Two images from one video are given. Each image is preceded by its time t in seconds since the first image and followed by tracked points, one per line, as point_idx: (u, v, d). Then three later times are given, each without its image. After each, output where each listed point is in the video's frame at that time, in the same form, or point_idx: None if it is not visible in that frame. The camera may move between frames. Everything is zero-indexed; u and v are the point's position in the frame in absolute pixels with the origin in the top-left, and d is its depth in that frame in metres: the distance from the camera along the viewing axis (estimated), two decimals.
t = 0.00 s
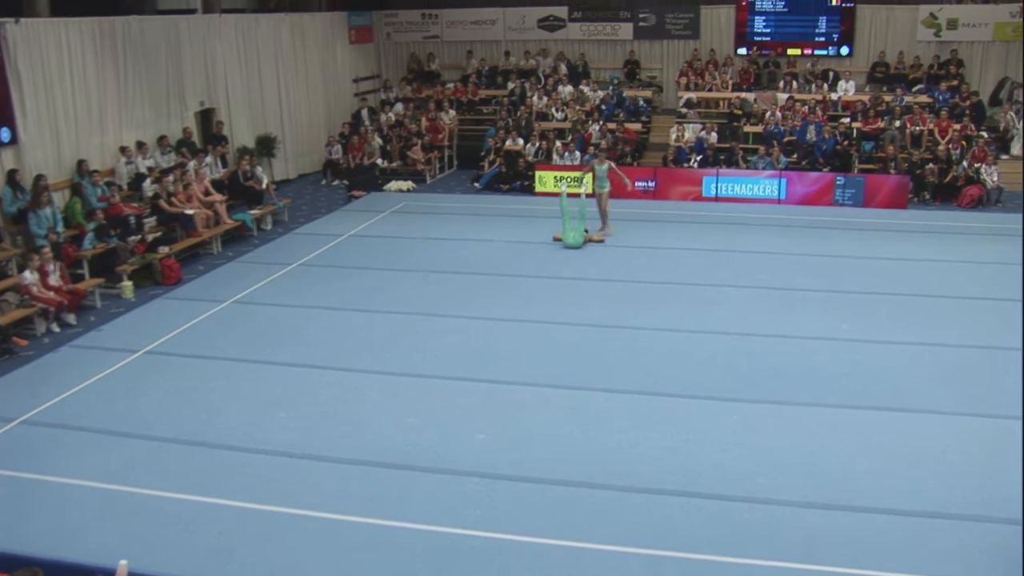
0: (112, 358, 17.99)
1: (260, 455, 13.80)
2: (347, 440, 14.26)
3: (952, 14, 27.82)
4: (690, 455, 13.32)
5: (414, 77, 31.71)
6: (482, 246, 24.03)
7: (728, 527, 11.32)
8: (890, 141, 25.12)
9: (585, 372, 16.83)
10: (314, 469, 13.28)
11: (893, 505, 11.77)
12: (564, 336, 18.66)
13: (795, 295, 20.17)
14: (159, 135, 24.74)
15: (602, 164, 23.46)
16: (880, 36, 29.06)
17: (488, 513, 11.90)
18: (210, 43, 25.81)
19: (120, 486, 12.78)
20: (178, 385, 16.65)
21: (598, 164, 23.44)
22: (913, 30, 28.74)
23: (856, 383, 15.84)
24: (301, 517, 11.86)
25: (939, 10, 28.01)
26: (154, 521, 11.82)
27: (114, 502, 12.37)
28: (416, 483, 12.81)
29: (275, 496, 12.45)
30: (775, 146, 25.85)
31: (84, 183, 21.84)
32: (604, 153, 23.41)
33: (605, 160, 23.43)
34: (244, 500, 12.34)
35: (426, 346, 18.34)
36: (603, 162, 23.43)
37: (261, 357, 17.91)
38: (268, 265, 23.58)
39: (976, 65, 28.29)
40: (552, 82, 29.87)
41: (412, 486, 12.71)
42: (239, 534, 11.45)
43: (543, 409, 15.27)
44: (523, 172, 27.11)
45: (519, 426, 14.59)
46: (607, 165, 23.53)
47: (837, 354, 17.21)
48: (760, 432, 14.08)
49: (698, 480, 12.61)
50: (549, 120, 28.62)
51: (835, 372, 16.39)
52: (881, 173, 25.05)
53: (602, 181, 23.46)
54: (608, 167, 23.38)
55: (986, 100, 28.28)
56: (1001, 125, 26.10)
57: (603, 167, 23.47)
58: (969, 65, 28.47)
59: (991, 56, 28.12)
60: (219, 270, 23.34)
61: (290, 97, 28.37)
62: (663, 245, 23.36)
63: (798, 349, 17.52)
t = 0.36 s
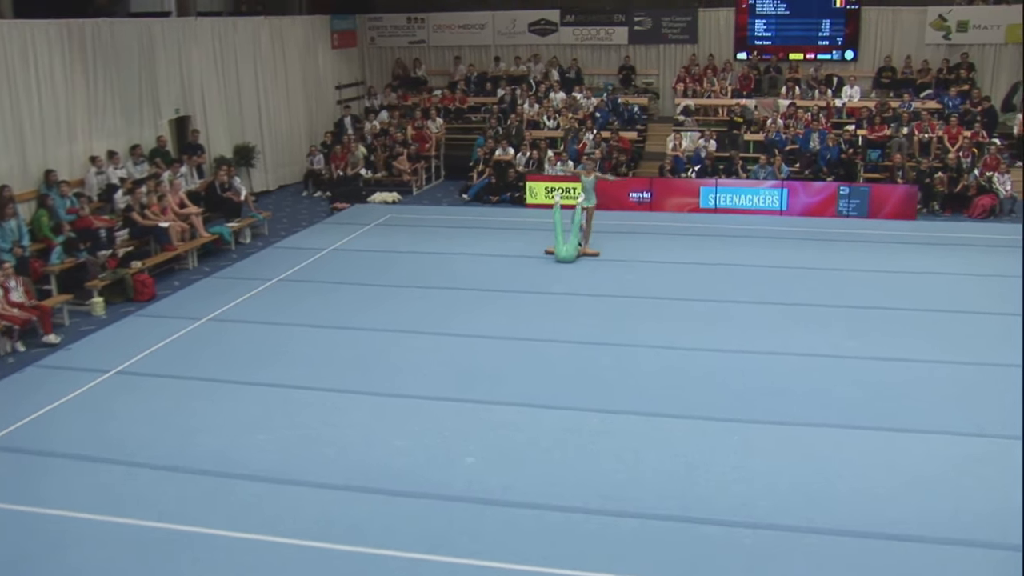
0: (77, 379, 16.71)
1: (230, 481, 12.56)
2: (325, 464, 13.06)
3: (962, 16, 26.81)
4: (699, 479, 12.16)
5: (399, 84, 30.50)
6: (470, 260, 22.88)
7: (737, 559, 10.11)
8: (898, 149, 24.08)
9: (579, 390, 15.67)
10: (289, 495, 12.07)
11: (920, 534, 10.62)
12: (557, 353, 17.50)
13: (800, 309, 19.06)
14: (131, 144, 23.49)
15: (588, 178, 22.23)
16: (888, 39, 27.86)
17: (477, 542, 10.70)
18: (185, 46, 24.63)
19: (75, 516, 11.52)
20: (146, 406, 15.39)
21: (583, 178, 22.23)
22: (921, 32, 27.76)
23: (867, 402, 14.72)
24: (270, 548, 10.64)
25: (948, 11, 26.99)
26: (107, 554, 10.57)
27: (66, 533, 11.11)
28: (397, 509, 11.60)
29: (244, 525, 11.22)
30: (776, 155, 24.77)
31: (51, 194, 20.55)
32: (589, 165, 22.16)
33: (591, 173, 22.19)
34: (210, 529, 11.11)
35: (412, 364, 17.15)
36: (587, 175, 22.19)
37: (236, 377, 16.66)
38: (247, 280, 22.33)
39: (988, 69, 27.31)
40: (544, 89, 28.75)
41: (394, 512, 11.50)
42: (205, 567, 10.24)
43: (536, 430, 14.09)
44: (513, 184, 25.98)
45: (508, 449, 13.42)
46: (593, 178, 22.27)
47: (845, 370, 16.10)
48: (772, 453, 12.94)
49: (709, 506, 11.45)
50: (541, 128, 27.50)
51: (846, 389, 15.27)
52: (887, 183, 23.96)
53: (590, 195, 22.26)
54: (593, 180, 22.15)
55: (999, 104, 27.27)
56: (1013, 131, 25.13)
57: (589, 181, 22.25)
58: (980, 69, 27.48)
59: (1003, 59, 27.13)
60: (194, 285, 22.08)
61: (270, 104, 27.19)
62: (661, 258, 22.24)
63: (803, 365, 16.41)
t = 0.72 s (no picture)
0: (26, 402, 15.32)
1: (188, 510, 11.25)
2: (294, 490, 11.76)
3: (966, 16, 25.89)
4: (708, 504, 10.94)
5: (375, 89, 29.19)
6: (451, 273, 21.61)
7: None
8: (899, 155, 22.99)
9: (569, 409, 14.42)
10: (251, 525, 10.77)
11: (956, 564, 9.45)
12: (545, 370, 16.26)
13: (802, 323, 17.88)
14: (90, 152, 22.05)
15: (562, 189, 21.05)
16: (889, 40, 27.07)
17: None
18: (148, 49, 23.26)
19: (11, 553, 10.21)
20: (100, 430, 14.03)
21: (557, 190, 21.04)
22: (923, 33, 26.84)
23: (881, 419, 13.53)
24: None
25: (951, 10, 26.12)
26: None
27: None
28: (372, 539, 10.35)
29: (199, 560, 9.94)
30: (771, 162, 23.62)
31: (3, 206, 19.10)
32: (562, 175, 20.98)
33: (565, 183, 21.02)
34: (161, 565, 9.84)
35: (389, 383, 15.86)
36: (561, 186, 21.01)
37: (200, 399, 15.32)
38: (215, 296, 20.97)
39: (993, 71, 26.35)
40: (527, 94, 27.53)
41: (368, 544, 10.24)
42: None
43: (526, 451, 12.84)
44: (496, 194, 24.73)
45: (494, 472, 12.15)
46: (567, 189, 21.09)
47: (855, 386, 14.92)
48: (787, 475, 11.73)
49: (723, 531, 10.24)
50: (524, 136, 26.24)
51: (858, 406, 14.08)
52: (888, 190, 22.85)
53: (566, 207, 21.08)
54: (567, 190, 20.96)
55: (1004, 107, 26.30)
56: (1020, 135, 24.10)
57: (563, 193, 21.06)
58: (985, 71, 26.53)
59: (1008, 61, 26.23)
60: (159, 302, 20.72)
61: (238, 110, 25.84)
62: (652, 271, 21.04)
63: (810, 381, 15.22)
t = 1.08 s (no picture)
0: None
1: (139, 541, 10.00)
2: (259, 521, 10.50)
3: (978, 15, 24.97)
4: (723, 535, 9.74)
5: (355, 93, 27.98)
6: (435, 287, 20.39)
7: None
8: (907, 161, 21.89)
9: (563, 430, 13.21)
10: (208, 563, 9.51)
11: None
12: (537, 389, 15.04)
13: (809, 338, 16.70)
14: (53, 160, 20.67)
15: (540, 199, 19.92)
16: (895, 44, 26.14)
17: None
18: (114, 50, 21.98)
19: None
20: (51, 454, 12.76)
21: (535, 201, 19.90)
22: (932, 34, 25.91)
23: (903, 438, 12.35)
24: None
25: (962, 9, 25.18)
26: None
27: None
28: None
29: None
30: (772, 171, 22.46)
31: None
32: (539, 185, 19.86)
33: (544, 193, 19.88)
34: None
35: (367, 403, 14.62)
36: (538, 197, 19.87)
37: (162, 420, 14.05)
38: (185, 312, 19.69)
39: (1005, 72, 25.40)
40: (515, 99, 26.37)
41: None
42: None
43: (518, 477, 11.61)
44: (482, 204, 23.50)
45: (482, 500, 10.92)
46: (546, 199, 19.95)
47: (872, 404, 13.73)
48: (809, 502, 10.52)
49: (743, 568, 9.03)
50: (512, 143, 25.04)
51: (878, 425, 12.89)
52: (895, 199, 21.73)
53: (547, 217, 19.95)
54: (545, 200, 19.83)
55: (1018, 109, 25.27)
56: None
57: (542, 204, 19.92)
58: (998, 73, 25.58)
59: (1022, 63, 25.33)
60: (126, 318, 19.44)
61: (210, 116, 24.57)
62: (649, 284, 19.86)
63: (823, 398, 14.03)
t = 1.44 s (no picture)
0: None
1: None
2: (217, 563, 9.27)
3: (994, 11, 24.01)
4: None
5: (336, 95, 26.77)
6: (420, 300, 19.16)
7: None
8: (919, 166, 20.73)
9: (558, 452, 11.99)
10: None
11: None
12: (530, 408, 13.81)
13: (821, 352, 15.52)
14: (14, 165, 19.19)
15: (534, 208, 18.80)
16: (906, 41, 25.13)
17: None
18: (79, 48, 20.64)
19: None
20: None
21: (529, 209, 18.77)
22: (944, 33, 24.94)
23: (933, 461, 11.17)
24: None
25: (977, 6, 24.22)
26: None
27: None
28: None
29: None
30: (777, 177, 21.29)
31: None
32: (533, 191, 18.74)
33: (538, 201, 18.78)
34: None
35: (345, 423, 13.37)
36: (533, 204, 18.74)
37: (119, 443, 12.78)
38: (154, 326, 18.42)
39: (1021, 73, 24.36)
40: (506, 101, 25.17)
41: None
42: None
43: (509, 510, 10.39)
44: (471, 213, 22.26)
45: (468, 539, 9.71)
46: (539, 207, 18.85)
47: (898, 422, 12.53)
48: (841, 540, 9.33)
49: None
50: (502, 147, 23.83)
51: (905, 446, 11.70)
52: (907, 207, 20.60)
53: (541, 226, 18.86)
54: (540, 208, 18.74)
55: None
56: None
57: (536, 212, 18.81)
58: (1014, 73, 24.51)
59: None
60: (90, 334, 18.16)
61: (182, 118, 23.30)
62: (648, 296, 18.68)
63: (841, 417, 12.83)
